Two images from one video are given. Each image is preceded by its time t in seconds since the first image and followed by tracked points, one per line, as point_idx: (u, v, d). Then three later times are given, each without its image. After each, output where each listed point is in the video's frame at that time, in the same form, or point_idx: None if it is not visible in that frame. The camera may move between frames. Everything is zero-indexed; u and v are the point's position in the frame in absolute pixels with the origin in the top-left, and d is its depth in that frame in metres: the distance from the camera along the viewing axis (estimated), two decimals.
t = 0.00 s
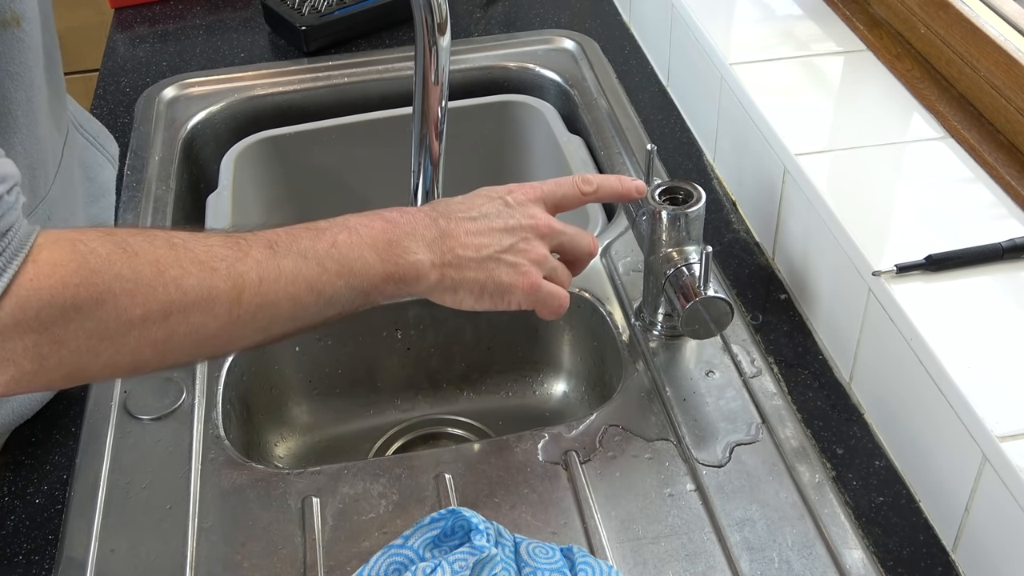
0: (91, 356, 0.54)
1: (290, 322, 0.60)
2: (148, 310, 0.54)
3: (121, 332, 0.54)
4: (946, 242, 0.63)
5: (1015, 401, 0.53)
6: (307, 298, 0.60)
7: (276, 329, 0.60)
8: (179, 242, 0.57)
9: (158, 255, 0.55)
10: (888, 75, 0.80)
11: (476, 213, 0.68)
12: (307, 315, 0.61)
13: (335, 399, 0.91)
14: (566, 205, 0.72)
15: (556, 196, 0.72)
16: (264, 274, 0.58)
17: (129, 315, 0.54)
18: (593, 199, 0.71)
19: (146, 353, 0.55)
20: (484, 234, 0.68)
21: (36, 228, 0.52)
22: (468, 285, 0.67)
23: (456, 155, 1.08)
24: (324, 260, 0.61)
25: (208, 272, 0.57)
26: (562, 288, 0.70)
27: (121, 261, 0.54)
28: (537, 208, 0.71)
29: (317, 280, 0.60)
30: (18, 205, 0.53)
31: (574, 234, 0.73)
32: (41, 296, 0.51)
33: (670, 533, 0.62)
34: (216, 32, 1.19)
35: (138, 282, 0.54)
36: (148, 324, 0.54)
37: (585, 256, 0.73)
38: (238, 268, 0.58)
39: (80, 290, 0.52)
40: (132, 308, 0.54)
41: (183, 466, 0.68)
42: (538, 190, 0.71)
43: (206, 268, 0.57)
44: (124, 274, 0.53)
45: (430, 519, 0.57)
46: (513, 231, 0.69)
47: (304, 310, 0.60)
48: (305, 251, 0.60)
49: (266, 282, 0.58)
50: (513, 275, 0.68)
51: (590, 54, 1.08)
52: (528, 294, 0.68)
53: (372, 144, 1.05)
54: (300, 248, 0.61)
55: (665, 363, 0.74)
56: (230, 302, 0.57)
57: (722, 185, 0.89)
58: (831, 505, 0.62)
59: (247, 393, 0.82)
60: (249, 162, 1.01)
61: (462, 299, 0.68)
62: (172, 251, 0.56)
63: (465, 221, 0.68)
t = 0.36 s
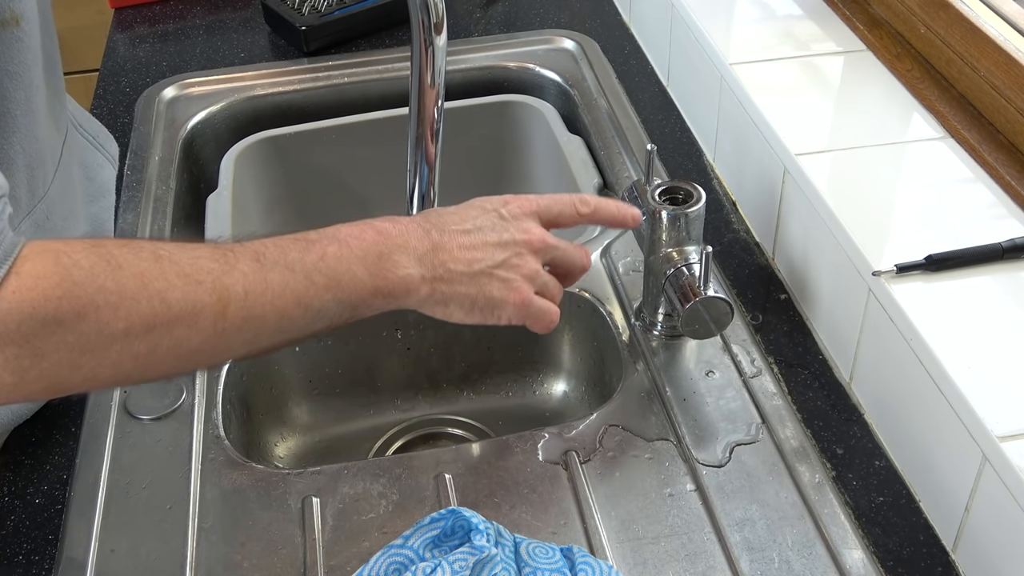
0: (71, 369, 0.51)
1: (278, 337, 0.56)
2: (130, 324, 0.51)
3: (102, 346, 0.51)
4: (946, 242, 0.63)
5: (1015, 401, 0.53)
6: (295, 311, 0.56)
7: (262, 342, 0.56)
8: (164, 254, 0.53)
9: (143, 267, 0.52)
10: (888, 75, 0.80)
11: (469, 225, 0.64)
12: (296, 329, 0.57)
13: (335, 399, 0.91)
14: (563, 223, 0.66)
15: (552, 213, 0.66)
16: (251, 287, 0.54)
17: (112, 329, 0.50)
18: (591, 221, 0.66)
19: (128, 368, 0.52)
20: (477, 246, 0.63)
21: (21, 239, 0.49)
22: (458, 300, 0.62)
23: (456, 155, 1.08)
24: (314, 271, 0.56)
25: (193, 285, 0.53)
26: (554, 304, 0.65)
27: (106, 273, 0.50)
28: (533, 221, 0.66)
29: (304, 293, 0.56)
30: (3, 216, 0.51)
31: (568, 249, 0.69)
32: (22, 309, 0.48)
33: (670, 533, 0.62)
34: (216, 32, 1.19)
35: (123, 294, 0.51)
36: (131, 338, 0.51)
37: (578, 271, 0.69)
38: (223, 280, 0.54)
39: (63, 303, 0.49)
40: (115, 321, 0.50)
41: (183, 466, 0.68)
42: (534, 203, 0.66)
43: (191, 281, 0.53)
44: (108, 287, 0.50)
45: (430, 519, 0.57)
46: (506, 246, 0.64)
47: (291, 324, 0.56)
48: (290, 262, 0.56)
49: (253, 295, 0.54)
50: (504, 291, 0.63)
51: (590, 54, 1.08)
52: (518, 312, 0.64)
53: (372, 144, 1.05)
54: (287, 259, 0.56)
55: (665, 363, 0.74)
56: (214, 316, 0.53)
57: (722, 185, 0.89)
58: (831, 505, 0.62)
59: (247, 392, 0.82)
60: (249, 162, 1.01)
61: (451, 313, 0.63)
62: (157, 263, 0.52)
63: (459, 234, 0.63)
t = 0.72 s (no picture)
0: (61, 381, 0.53)
1: (265, 367, 0.59)
2: (122, 344, 0.53)
3: (92, 362, 0.53)
4: (946, 242, 0.63)
5: (1015, 401, 0.53)
6: (284, 345, 0.59)
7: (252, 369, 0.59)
8: (165, 278, 0.56)
9: (141, 290, 0.54)
10: (888, 75, 0.80)
11: (472, 275, 0.65)
12: (283, 359, 0.60)
13: (335, 399, 0.91)
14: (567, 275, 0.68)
15: (558, 267, 0.67)
16: (245, 319, 0.57)
17: (104, 347, 0.53)
18: (598, 275, 0.67)
19: (117, 384, 0.55)
20: (474, 295, 0.65)
21: (20, 249, 0.51)
22: (447, 345, 0.65)
23: (457, 155, 1.08)
24: (309, 308, 0.59)
25: (189, 311, 0.55)
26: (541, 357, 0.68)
27: (102, 293, 0.53)
28: (535, 276, 0.68)
29: (299, 330, 0.59)
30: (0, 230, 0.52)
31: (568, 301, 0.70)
32: (15, 321, 0.50)
33: (670, 533, 0.62)
34: (216, 32, 1.19)
35: (117, 314, 0.53)
36: (122, 356, 0.54)
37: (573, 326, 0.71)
38: (218, 308, 0.56)
39: (56, 317, 0.51)
40: (108, 339, 0.53)
41: (183, 466, 0.68)
42: (538, 258, 0.68)
43: (187, 306, 0.56)
44: (103, 306, 0.53)
45: (430, 519, 0.57)
46: (506, 299, 0.66)
47: (279, 357, 0.59)
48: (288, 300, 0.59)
49: (247, 326, 0.57)
50: (493, 342, 0.66)
51: (590, 54, 1.08)
52: (505, 362, 0.66)
53: (372, 144, 1.05)
54: (284, 294, 0.59)
55: (665, 363, 0.74)
56: (207, 343, 0.56)
57: (722, 185, 0.89)
58: (831, 505, 0.62)
59: (248, 393, 0.82)
60: (249, 162, 1.01)
61: (440, 356, 0.66)
62: (156, 286, 0.55)
63: (459, 281, 0.65)
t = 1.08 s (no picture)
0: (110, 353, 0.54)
1: (309, 343, 0.59)
2: (174, 312, 0.54)
3: (143, 332, 0.54)
4: (945, 242, 0.63)
5: (1015, 401, 0.53)
6: (329, 317, 0.58)
7: (299, 344, 0.59)
8: (211, 251, 0.57)
9: (189, 261, 0.55)
10: (887, 75, 0.80)
11: (507, 254, 0.65)
12: (328, 335, 0.59)
13: (336, 399, 0.91)
14: (596, 260, 0.67)
15: (588, 250, 0.67)
16: (291, 289, 0.57)
17: (155, 316, 0.54)
18: (625, 257, 0.67)
19: (167, 357, 0.55)
20: (510, 275, 0.64)
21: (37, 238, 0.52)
22: (485, 323, 0.64)
23: (457, 155, 1.08)
24: (352, 280, 0.59)
25: (236, 282, 0.56)
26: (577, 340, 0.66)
27: (152, 262, 0.54)
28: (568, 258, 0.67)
29: (342, 300, 0.58)
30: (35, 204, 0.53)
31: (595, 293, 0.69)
32: (67, 289, 0.51)
33: (670, 533, 0.62)
34: (216, 32, 1.19)
35: (167, 284, 0.54)
36: (172, 326, 0.54)
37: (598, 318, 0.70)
38: (265, 280, 0.57)
39: (108, 286, 0.52)
40: (158, 309, 0.54)
41: (183, 466, 0.68)
42: (572, 241, 0.67)
43: (235, 278, 0.56)
44: (154, 275, 0.54)
45: (430, 519, 0.57)
46: (541, 275, 0.65)
47: (325, 329, 0.58)
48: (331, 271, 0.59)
49: (293, 296, 0.57)
50: (532, 317, 0.64)
51: (590, 54, 1.08)
52: (543, 342, 0.65)
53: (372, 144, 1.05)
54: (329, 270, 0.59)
55: (665, 363, 0.74)
56: (255, 315, 0.56)
57: (722, 185, 0.89)
58: (831, 505, 0.62)
59: (248, 393, 0.82)
60: (249, 162, 1.01)
61: (479, 338, 0.64)
62: (203, 258, 0.56)
63: (494, 259, 0.65)
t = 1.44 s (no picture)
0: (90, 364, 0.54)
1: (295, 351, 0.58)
2: (152, 321, 0.54)
3: (120, 342, 0.54)
4: (945, 243, 0.63)
5: (1015, 401, 0.53)
6: (313, 325, 0.58)
7: (285, 352, 0.58)
8: (192, 260, 0.57)
9: (169, 271, 0.55)
10: (887, 75, 0.80)
11: (494, 253, 0.62)
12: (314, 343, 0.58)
13: (336, 399, 0.91)
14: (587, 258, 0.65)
15: (579, 246, 0.64)
16: (273, 297, 0.57)
17: (132, 326, 0.54)
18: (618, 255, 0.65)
19: (149, 367, 0.55)
20: (498, 274, 0.61)
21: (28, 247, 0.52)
22: (476, 327, 0.61)
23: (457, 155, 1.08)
24: (336, 288, 0.58)
25: (217, 291, 0.56)
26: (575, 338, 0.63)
27: (130, 272, 0.54)
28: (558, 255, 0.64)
29: (324, 309, 0.58)
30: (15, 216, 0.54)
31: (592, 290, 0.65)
32: (45, 300, 0.52)
33: (670, 533, 0.62)
34: (216, 32, 1.19)
35: (146, 293, 0.54)
36: (151, 336, 0.54)
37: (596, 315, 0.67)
38: (246, 290, 0.57)
39: (85, 297, 0.52)
40: (136, 319, 0.54)
41: (183, 466, 0.68)
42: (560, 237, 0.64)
43: (215, 287, 0.56)
44: (131, 286, 0.54)
45: (430, 519, 0.57)
46: (531, 275, 0.62)
47: (307, 338, 0.58)
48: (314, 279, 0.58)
49: (275, 305, 0.57)
50: (524, 319, 0.61)
51: (590, 54, 1.08)
52: (539, 343, 0.62)
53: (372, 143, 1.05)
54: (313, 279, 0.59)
55: (665, 363, 0.74)
56: (236, 324, 0.56)
57: (722, 185, 0.89)
58: (831, 505, 0.62)
59: (248, 393, 0.82)
60: (249, 162, 1.01)
61: (470, 342, 0.61)
62: (183, 267, 0.56)
63: (481, 261, 0.61)
